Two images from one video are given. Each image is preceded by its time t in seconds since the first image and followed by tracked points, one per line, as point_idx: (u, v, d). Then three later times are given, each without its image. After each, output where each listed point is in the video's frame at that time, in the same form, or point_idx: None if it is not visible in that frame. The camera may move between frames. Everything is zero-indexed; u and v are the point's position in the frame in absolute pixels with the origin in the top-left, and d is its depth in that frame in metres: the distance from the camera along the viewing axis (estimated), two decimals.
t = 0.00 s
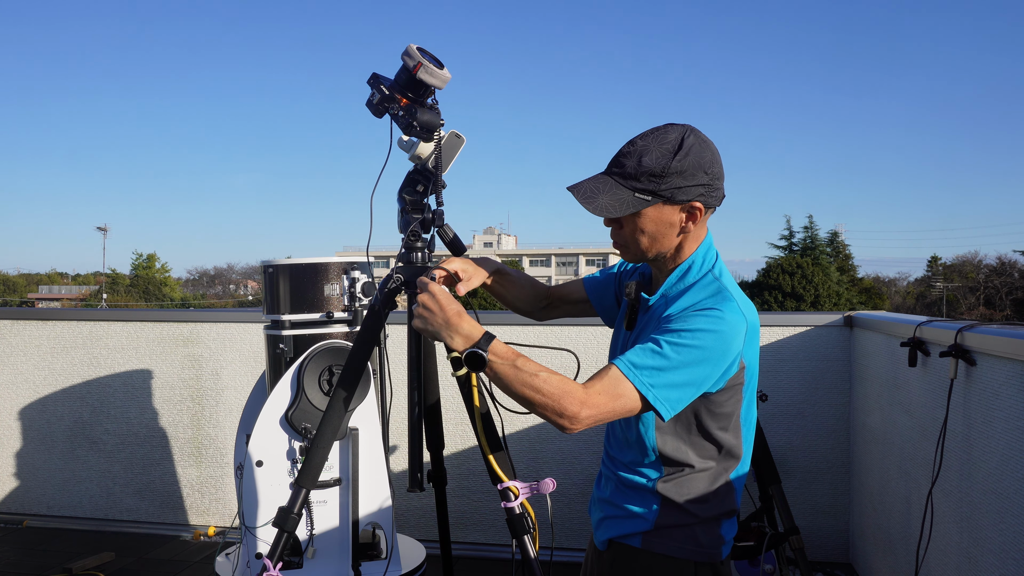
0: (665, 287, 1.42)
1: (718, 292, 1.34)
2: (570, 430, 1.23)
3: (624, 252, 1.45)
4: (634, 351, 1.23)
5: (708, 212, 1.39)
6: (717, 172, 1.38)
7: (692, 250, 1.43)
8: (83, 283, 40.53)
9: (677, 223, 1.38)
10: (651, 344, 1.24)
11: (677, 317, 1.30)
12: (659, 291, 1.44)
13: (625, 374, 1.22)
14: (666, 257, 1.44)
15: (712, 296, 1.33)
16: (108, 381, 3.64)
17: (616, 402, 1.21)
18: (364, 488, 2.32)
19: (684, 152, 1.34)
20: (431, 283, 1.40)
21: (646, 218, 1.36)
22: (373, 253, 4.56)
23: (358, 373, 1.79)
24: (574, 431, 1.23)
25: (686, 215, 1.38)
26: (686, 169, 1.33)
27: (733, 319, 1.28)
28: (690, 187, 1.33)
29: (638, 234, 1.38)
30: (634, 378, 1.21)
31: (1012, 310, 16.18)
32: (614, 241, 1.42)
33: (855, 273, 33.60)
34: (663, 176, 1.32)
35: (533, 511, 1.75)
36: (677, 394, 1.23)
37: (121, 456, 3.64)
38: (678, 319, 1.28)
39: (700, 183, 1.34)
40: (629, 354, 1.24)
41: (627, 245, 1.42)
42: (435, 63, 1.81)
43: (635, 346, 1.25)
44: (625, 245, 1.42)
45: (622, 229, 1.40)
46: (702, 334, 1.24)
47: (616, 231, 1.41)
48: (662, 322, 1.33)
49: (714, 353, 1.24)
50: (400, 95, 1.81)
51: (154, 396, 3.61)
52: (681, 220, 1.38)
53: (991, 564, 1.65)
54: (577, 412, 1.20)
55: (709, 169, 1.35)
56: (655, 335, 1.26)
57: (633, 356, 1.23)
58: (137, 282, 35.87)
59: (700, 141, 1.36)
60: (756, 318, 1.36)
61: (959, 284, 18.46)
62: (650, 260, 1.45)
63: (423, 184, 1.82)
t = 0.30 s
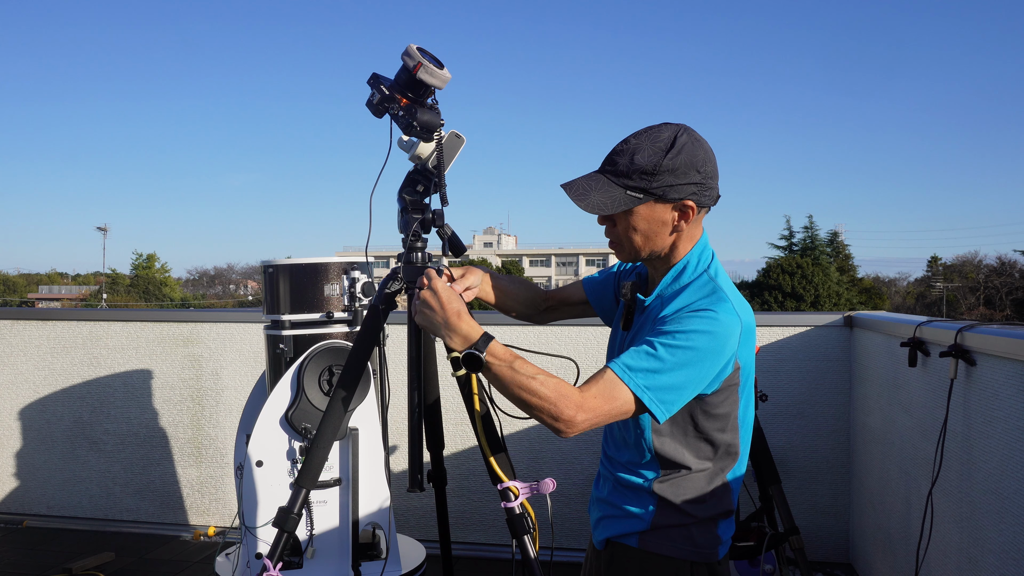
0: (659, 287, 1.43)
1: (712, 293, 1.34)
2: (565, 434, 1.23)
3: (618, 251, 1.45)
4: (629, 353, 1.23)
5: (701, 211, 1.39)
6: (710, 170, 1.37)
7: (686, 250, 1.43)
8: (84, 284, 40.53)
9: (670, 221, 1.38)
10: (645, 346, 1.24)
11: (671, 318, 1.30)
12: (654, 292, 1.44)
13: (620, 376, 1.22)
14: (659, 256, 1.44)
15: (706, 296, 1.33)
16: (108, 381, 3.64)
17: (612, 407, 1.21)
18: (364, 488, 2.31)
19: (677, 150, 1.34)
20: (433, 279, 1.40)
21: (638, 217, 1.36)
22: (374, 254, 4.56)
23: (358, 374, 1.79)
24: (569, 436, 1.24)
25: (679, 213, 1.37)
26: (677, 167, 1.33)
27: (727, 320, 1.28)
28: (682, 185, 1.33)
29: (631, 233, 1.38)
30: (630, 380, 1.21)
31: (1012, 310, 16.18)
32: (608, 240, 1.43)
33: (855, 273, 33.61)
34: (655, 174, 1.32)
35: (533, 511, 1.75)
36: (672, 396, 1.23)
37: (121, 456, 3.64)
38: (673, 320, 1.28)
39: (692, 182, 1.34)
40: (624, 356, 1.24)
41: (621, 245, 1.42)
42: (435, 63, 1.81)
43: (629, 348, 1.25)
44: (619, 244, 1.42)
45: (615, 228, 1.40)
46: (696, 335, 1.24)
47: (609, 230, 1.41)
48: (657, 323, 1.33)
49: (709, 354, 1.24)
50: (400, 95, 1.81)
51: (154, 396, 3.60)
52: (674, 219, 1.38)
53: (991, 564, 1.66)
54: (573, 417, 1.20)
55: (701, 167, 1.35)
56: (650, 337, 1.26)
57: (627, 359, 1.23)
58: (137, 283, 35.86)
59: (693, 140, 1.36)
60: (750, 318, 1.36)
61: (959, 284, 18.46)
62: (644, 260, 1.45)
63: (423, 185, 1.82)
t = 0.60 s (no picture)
0: (654, 286, 1.43)
1: (707, 291, 1.34)
2: (565, 434, 1.22)
3: (614, 250, 1.45)
4: (625, 351, 1.23)
5: (695, 208, 1.39)
6: (704, 167, 1.38)
7: (681, 247, 1.43)
8: (83, 284, 40.53)
9: (664, 218, 1.38)
10: (641, 343, 1.24)
11: (666, 316, 1.30)
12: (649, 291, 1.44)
13: (617, 374, 1.22)
14: (654, 254, 1.44)
15: (700, 294, 1.33)
16: (108, 381, 3.64)
17: (611, 405, 1.21)
18: (364, 488, 2.31)
19: (671, 146, 1.34)
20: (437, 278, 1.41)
21: (633, 213, 1.36)
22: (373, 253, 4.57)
23: (358, 374, 1.80)
24: (569, 436, 1.23)
25: (673, 210, 1.38)
26: (671, 164, 1.33)
27: (721, 317, 1.28)
28: (677, 182, 1.33)
29: (626, 230, 1.38)
30: (627, 378, 1.21)
31: (1013, 310, 16.17)
32: (603, 238, 1.43)
33: (855, 273, 33.62)
34: (649, 170, 1.33)
35: (533, 511, 1.75)
36: (669, 394, 1.22)
37: (121, 456, 3.64)
38: (668, 318, 1.28)
39: (686, 179, 1.34)
40: (620, 354, 1.24)
41: (616, 242, 1.42)
42: (436, 63, 1.81)
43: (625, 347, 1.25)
44: (614, 242, 1.42)
45: (610, 226, 1.40)
46: (691, 333, 1.24)
47: (604, 228, 1.41)
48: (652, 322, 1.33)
49: (704, 351, 1.24)
50: (400, 95, 1.81)
51: (154, 396, 3.60)
52: (669, 216, 1.38)
53: (991, 564, 1.66)
54: (572, 415, 1.20)
55: (695, 164, 1.35)
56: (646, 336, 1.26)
57: (624, 357, 1.23)
58: (137, 283, 35.85)
59: (687, 137, 1.36)
60: (745, 316, 1.36)
61: (959, 284, 18.46)
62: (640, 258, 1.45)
63: (423, 185, 1.83)
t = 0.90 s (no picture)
0: (649, 287, 1.43)
1: (700, 291, 1.34)
2: (559, 439, 1.21)
3: (612, 249, 1.45)
4: (619, 353, 1.24)
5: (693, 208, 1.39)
6: (703, 167, 1.38)
7: (678, 247, 1.43)
8: (83, 284, 40.53)
9: (662, 218, 1.38)
10: (634, 345, 1.24)
11: (659, 317, 1.30)
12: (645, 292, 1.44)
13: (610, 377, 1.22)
14: (651, 255, 1.44)
15: (693, 294, 1.33)
16: (108, 381, 3.64)
17: (603, 408, 1.21)
18: (364, 488, 2.31)
19: (670, 146, 1.34)
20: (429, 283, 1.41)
21: (631, 213, 1.36)
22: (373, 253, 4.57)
23: (358, 374, 1.80)
24: (563, 441, 1.22)
25: (671, 210, 1.37)
26: (670, 163, 1.33)
27: (714, 316, 1.28)
28: (675, 181, 1.33)
29: (624, 229, 1.38)
30: (621, 380, 1.21)
31: (1013, 310, 16.17)
32: (601, 237, 1.43)
33: (855, 273, 33.62)
34: (648, 170, 1.33)
35: (533, 511, 1.75)
36: (663, 394, 1.22)
37: (121, 456, 3.64)
38: (661, 319, 1.28)
39: (685, 178, 1.34)
40: (613, 356, 1.24)
41: (614, 242, 1.42)
42: (436, 63, 1.81)
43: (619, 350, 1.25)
44: (612, 242, 1.42)
45: (608, 225, 1.40)
46: (683, 333, 1.24)
47: (602, 228, 1.41)
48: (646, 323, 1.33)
49: (697, 351, 1.24)
50: (400, 95, 1.81)
51: (154, 396, 3.60)
52: (666, 216, 1.38)
53: (991, 564, 1.66)
54: (564, 419, 1.19)
55: (694, 164, 1.35)
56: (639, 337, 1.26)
57: (617, 359, 1.23)
58: (137, 283, 35.85)
59: (685, 137, 1.36)
60: (739, 315, 1.36)
61: (959, 284, 18.46)
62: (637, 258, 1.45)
63: (423, 185, 1.83)
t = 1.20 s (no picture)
0: (644, 287, 1.42)
1: (697, 289, 1.34)
2: (567, 443, 1.20)
3: (605, 250, 1.45)
4: (622, 355, 1.23)
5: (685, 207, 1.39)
6: (694, 167, 1.38)
7: (671, 247, 1.43)
8: (83, 284, 40.53)
9: (654, 218, 1.38)
10: (636, 347, 1.24)
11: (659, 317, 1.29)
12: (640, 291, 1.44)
13: (615, 379, 1.22)
14: (645, 255, 1.44)
15: (691, 292, 1.33)
16: (108, 381, 3.64)
17: (614, 415, 1.21)
18: (364, 488, 2.31)
19: (660, 146, 1.34)
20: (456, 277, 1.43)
21: (623, 213, 1.36)
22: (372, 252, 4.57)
23: (358, 373, 1.80)
24: (570, 447, 1.21)
25: (663, 210, 1.37)
26: (660, 163, 1.33)
27: (712, 314, 1.29)
28: (666, 181, 1.33)
29: (616, 229, 1.39)
30: (626, 383, 1.21)
31: (1013, 310, 16.17)
32: (594, 238, 1.43)
33: (855, 273, 33.62)
34: (638, 170, 1.33)
35: (533, 511, 1.75)
36: (668, 395, 1.22)
37: (121, 456, 3.64)
38: (661, 319, 1.28)
39: (675, 178, 1.34)
40: (617, 359, 1.24)
41: (607, 242, 1.42)
42: (435, 63, 1.81)
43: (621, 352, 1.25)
44: (604, 242, 1.42)
45: (601, 225, 1.41)
46: (683, 333, 1.24)
47: (595, 228, 1.42)
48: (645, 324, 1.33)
49: (698, 350, 1.24)
50: (399, 95, 1.81)
51: (155, 396, 3.60)
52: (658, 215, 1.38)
53: (991, 563, 1.66)
54: (576, 423, 1.18)
55: (684, 163, 1.35)
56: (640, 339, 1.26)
57: (620, 361, 1.23)
58: (137, 283, 35.86)
59: (676, 136, 1.36)
60: (736, 311, 1.36)
61: (959, 284, 18.45)
62: (631, 258, 1.45)
63: (423, 185, 1.83)
